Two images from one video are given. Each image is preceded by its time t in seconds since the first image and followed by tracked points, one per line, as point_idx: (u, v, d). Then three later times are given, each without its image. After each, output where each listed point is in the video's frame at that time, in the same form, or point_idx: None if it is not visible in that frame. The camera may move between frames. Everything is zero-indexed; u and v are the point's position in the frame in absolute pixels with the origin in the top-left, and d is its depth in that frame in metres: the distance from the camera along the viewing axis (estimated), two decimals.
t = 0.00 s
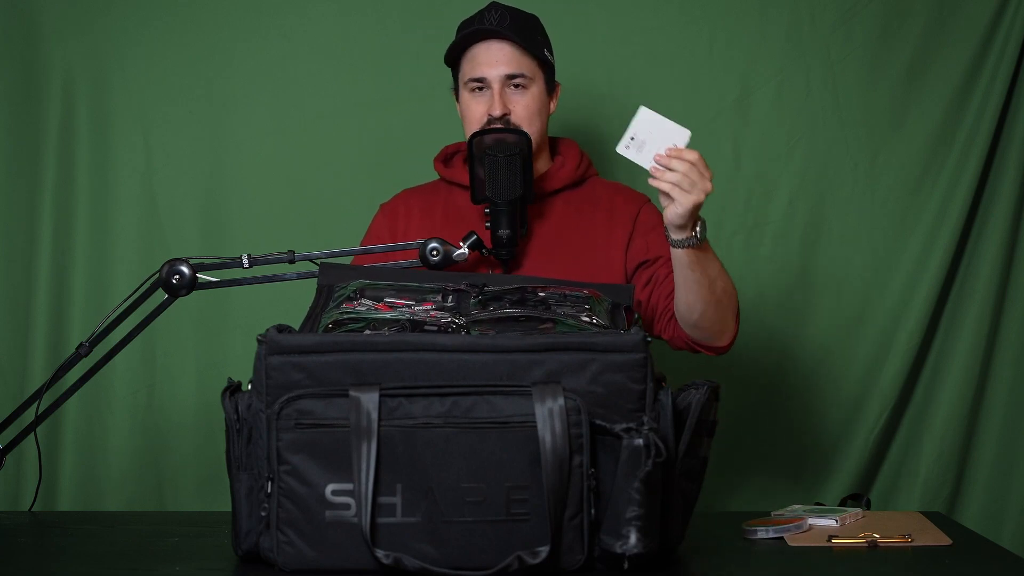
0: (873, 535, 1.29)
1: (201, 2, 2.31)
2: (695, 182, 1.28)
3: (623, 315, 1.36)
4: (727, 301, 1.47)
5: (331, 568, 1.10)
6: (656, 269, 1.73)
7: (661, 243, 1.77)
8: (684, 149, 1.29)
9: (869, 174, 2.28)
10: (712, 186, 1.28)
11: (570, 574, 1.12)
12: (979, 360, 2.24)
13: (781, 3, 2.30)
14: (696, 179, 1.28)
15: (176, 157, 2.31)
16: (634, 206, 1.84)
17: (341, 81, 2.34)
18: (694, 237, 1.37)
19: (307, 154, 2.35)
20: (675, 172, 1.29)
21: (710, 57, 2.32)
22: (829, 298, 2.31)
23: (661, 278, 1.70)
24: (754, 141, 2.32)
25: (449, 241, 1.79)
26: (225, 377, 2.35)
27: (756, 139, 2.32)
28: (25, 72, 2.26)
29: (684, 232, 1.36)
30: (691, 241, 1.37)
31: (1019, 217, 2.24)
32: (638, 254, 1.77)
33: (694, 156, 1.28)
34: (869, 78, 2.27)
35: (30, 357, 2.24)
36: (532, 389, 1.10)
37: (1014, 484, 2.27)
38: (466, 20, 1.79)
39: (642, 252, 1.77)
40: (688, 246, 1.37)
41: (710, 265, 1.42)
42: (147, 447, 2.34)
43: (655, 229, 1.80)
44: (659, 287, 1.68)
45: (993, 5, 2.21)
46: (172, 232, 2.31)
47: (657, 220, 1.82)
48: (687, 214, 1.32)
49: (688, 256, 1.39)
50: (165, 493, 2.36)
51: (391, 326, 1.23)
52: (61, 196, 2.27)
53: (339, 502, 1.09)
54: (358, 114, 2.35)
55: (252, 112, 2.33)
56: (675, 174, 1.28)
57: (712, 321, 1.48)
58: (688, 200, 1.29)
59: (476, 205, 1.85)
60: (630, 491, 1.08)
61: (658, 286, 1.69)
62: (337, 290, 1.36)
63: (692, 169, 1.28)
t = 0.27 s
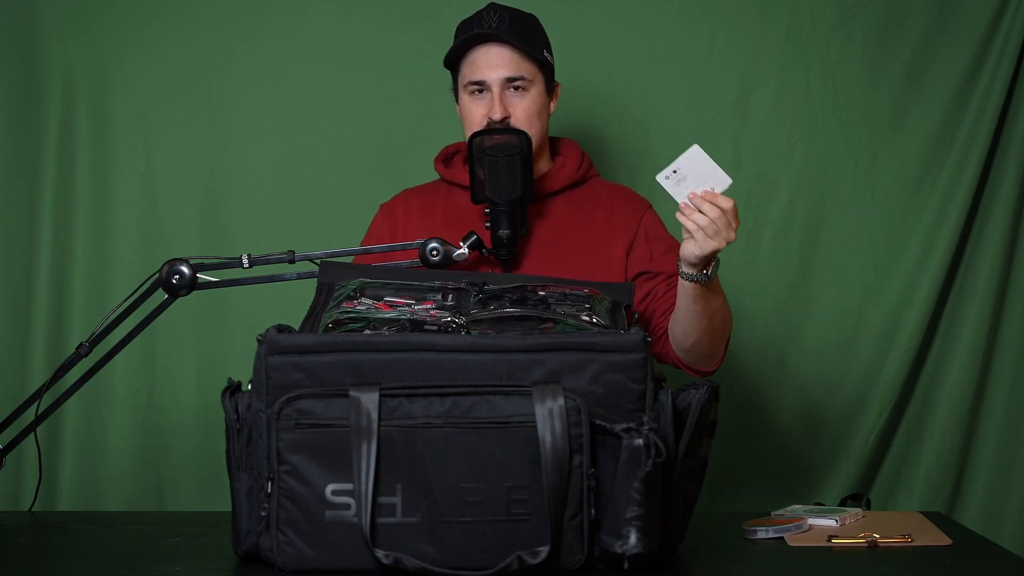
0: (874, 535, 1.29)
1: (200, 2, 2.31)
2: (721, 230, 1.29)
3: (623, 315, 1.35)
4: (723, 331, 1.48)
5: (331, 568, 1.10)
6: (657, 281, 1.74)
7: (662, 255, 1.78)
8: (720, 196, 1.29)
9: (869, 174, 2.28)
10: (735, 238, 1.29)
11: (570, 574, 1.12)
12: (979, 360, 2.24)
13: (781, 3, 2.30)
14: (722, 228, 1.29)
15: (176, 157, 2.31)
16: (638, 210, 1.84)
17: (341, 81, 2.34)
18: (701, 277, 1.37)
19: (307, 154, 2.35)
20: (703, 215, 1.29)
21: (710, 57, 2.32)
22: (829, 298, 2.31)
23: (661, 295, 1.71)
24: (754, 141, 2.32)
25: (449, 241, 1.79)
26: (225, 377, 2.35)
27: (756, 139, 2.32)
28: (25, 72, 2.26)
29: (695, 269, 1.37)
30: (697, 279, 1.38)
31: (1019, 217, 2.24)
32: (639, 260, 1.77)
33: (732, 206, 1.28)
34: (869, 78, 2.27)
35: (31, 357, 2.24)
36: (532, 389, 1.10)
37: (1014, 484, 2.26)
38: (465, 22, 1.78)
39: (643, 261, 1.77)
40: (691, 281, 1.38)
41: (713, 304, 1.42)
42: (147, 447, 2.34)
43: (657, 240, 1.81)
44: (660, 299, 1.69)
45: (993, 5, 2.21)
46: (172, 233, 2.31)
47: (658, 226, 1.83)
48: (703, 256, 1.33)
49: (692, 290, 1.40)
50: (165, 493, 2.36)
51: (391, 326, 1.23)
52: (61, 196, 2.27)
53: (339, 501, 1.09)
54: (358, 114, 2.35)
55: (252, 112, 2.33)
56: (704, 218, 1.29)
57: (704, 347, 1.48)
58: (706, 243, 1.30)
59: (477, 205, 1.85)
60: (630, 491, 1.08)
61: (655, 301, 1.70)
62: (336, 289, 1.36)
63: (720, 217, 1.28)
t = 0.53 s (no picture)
0: (873, 535, 1.29)
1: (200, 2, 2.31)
2: (713, 245, 1.31)
3: (623, 315, 1.35)
4: (719, 338, 1.50)
5: (331, 568, 1.10)
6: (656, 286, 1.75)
7: (661, 259, 1.80)
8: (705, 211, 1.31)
9: (869, 174, 2.28)
10: (729, 248, 1.32)
11: (570, 574, 1.12)
12: (979, 360, 2.24)
13: (781, 3, 2.30)
14: (714, 242, 1.31)
15: (176, 157, 2.31)
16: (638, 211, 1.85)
17: (341, 81, 2.34)
18: (699, 293, 1.40)
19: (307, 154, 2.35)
20: (692, 233, 1.31)
21: (710, 57, 2.32)
22: (829, 298, 2.32)
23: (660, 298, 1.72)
24: (754, 141, 2.32)
25: (449, 241, 1.79)
26: (225, 377, 2.35)
27: (756, 139, 2.32)
28: (25, 72, 2.26)
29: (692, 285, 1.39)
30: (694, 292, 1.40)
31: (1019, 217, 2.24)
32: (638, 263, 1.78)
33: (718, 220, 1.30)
34: (869, 78, 2.27)
35: (30, 358, 2.24)
36: (532, 389, 1.10)
37: (1015, 485, 2.26)
38: (475, 22, 1.77)
39: (643, 264, 1.78)
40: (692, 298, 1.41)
41: (712, 314, 1.45)
42: (147, 447, 2.34)
43: (657, 242, 1.81)
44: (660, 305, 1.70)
45: (993, 5, 2.21)
46: (172, 233, 2.31)
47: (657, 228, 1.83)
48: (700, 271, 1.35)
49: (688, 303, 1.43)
50: (165, 493, 2.36)
51: (391, 326, 1.23)
52: (61, 196, 2.27)
53: (339, 501, 1.09)
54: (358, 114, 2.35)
55: (252, 112, 2.33)
56: (693, 237, 1.31)
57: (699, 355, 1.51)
58: (706, 260, 1.32)
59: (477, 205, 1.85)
60: (630, 491, 1.08)
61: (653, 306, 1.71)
62: (337, 288, 1.36)
63: (710, 232, 1.30)
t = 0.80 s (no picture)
0: (873, 535, 1.29)
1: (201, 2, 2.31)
2: (690, 229, 1.32)
3: (623, 315, 1.35)
4: (719, 324, 1.50)
5: (331, 568, 1.10)
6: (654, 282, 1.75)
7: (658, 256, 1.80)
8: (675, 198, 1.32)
9: (869, 174, 2.28)
10: (707, 229, 1.33)
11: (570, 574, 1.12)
12: (979, 360, 2.24)
13: (781, 3, 2.30)
14: (690, 226, 1.32)
15: (176, 157, 2.31)
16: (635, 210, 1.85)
17: (341, 81, 2.34)
18: (690, 279, 1.40)
19: (307, 154, 2.35)
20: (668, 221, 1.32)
21: (710, 57, 2.32)
22: (829, 298, 2.32)
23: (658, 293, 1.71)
24: (754, 141, 2.32)
25: (448, 242, 1.79)
26: (225, 377, 2.35)
27: (756, 139, 2.32)
28: (26, 72, 2.26)
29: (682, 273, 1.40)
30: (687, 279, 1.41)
31: (1019, 217, 2.24)
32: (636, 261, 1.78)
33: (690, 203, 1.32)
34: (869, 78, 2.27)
35: (30, 358, 2.25)
36: (532, 389, 1.10)
37: (1014, 484, 2.27)
38: (495, 20, 1.76)
39: (640, 261, 1.78)
40: (688, 284, 1.41)
41: (708, 303, 1.45)
42: (147, 447, 2.34)
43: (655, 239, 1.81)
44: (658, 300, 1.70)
45: (993, 5, 2.21)
46: (172, 233, 2.31)
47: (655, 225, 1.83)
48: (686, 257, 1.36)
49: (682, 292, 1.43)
50: (165, 493, 2.36)
51: (391, 326, 1.23)
52: (61, 196, 2.27)
53: (339, 501, 1.09)
54: (358, 115, 2.35)
55: (252, 112, 2.33)
56: (668, 226, 1.32)
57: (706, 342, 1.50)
58: (691, 242, 1.33)
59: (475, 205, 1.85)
60: (630, 491, 1.08)
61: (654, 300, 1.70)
62: (337, 289, 1.36)
63: (685, 217, 1.31)
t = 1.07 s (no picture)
0: (873, 535, 1.29)
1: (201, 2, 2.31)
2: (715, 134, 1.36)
3: (623, 314, 1.35)
4: (734, 292, 1.45)
5: (331, 568, 1.10)
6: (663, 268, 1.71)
7: (666, 242, 1.76)
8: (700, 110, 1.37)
9: (869, 175, 2.28)
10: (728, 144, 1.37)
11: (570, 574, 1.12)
12: (979, 360, 2.24)
13: (782, 3, 2.30)
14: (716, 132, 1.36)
15: (176, 157, 2.31)
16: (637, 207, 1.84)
17: (341, 81, 2.34)
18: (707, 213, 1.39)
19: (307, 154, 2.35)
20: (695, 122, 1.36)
21: (710, 57, 2.32)
22: (829, 298, 2.32)
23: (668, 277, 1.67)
24: (754, 141, 2.32)
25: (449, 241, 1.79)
26: (225, 377, 2.34)
27: (756, 139, 2.32)
28: (26, 73, 2.26)
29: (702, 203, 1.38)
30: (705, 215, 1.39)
31: (1019, 217, 2.24)
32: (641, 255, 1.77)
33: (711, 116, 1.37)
34: (869, 78, 2.27)
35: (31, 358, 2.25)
36: (532, 389, 1.10)
37: (1014, 485, 2.27)
38: (478, 20, 1.77)
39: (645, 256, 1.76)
40: (705, 216, 1.39)
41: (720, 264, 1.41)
42: (147, 447, 2.34)
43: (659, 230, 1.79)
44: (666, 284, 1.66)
45: (994, 5, 2.21)
46: (172, 233, 2.31)
47: (658, 218, 1.81)
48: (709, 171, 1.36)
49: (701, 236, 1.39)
50: (165, 493, 2.36)
51: (391, 326, 1.23)
52: (61, 196, 2.27)
53: (339, 502, 1.09)
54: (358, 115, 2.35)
55: (252, 112, 2.33)
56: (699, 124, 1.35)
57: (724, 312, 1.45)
58: (711, 153, 1.35)
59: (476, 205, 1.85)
60: (630, 491, 1.08)
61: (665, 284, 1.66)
62: (336, 287, 1.36)
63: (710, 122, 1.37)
